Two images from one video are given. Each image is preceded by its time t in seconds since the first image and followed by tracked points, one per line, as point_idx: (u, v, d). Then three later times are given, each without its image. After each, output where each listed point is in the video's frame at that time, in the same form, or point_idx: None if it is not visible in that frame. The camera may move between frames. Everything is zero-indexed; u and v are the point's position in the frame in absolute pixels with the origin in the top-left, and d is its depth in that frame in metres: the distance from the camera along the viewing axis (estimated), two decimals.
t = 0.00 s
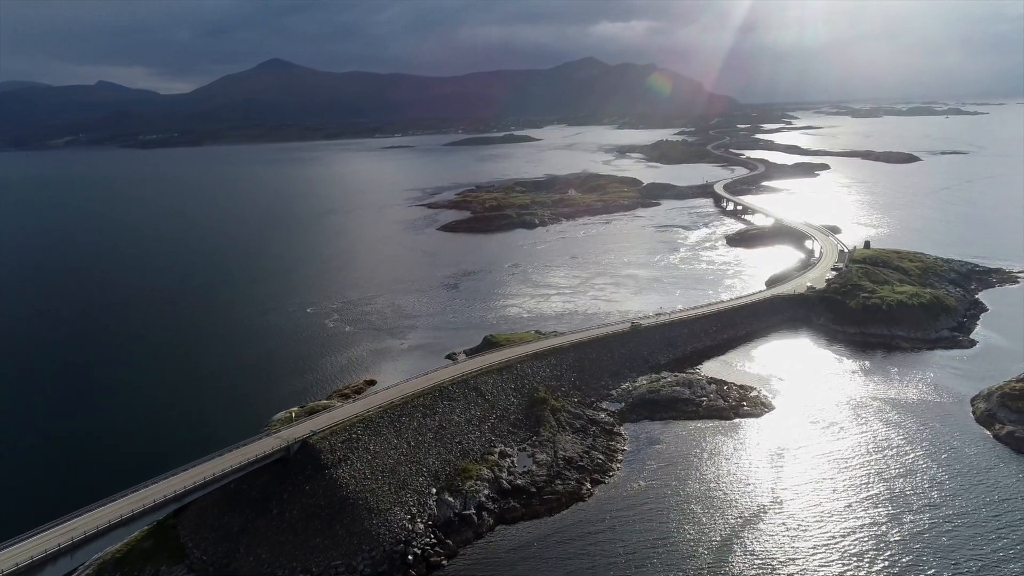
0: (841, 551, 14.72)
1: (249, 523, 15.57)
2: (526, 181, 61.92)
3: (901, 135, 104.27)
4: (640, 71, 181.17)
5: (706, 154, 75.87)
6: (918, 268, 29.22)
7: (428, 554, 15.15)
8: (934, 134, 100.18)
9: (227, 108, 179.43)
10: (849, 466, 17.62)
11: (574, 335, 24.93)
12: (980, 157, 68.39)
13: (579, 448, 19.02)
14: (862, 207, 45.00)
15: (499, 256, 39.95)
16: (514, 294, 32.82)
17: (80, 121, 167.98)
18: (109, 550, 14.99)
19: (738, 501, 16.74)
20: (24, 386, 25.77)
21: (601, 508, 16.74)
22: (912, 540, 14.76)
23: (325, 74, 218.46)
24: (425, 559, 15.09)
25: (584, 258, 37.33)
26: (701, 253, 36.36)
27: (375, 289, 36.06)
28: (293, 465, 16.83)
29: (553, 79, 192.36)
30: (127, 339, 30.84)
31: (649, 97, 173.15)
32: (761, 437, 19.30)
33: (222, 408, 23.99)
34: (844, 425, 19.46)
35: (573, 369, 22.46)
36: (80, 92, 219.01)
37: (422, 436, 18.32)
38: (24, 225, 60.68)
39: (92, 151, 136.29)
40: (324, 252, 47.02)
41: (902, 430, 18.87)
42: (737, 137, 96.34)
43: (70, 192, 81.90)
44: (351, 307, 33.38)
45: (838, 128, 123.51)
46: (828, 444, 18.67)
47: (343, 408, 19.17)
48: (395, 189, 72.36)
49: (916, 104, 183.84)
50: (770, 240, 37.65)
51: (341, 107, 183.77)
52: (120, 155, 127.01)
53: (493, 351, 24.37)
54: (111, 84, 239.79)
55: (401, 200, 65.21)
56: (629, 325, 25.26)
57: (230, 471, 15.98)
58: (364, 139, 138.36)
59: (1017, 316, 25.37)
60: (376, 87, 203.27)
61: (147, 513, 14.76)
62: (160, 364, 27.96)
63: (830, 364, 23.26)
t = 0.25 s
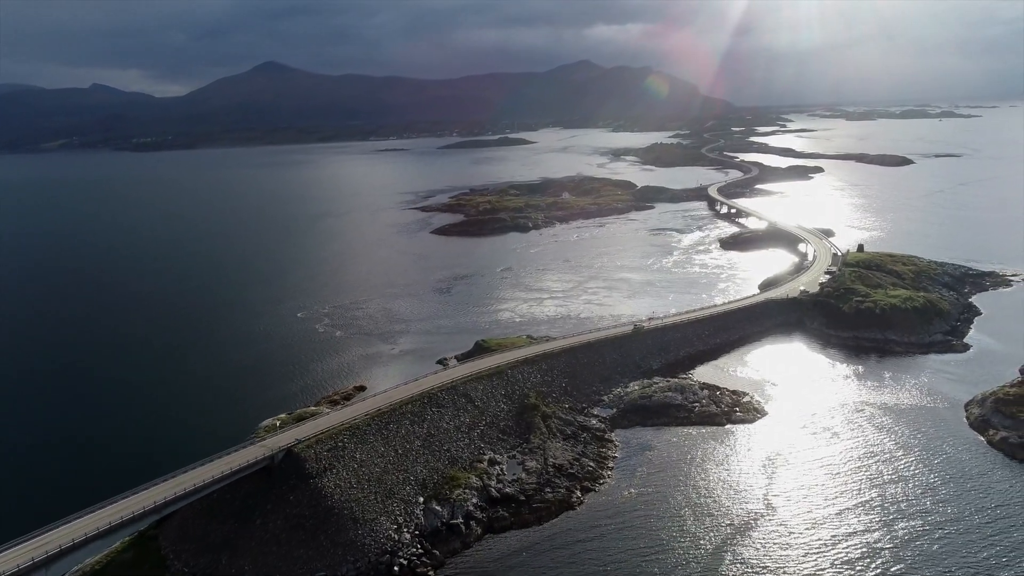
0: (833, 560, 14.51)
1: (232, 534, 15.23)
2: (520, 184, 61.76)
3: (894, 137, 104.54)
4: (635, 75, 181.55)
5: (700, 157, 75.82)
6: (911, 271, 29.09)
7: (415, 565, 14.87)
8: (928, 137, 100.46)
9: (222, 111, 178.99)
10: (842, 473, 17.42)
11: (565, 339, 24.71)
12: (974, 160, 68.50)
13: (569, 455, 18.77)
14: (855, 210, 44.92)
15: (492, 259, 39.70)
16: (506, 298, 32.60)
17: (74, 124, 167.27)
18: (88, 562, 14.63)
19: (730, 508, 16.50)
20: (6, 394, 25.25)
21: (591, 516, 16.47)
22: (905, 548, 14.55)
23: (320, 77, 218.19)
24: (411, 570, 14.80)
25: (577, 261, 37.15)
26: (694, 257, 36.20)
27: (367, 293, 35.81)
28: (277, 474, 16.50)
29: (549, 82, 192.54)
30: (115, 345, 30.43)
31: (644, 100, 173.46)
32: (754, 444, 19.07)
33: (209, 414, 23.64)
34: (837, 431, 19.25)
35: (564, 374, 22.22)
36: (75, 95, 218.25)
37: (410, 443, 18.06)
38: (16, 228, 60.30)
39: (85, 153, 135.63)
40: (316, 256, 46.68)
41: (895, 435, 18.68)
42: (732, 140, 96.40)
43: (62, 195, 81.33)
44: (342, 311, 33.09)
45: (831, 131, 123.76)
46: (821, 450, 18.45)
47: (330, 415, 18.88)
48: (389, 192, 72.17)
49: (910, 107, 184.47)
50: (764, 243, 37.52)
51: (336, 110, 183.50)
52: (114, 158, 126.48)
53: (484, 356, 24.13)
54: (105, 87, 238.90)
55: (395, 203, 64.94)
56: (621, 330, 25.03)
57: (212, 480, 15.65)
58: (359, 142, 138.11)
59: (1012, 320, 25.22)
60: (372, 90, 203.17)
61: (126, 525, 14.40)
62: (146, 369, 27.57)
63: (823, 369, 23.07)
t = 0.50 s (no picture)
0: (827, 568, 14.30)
1: (217, 543, 14.97)
2: (515, 187, 61.59)
3: (890, 140, 104.73)
4: (631, 77, 181.82)
5: (695, 160, 75.77)
6: (906, 274, 28.96)
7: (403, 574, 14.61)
8: (922, 140, 100.82)
9: (217, 114, 178.58)
10: (836, 478, 17.25)
11: (558, 343, 24.51)
12: (967, 163, 68.70)
13: (561, 461, 18.53)
14: (850, 212, 44.84)
15: (486, 262, 39.51)
16: (500, 301, 32.40)
17: (68, 126, 166.63)
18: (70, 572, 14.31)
19: (723, 515, 16.29)
20: (4, 394, 25.52)
21: (582, 523, 16.23)
22: (899, 555, 14.36)
23: (316, 79, 217.94)
24: None
25: (571, 265, 36.98)
26: (689, 260, 36.07)
27: (360, 297, 35.57)
28: (263, 482, 16.24)
29: (545, 85, 192.60)
30: (103, 350, 30.10)
31: (640, 102, 173.62)
32: (747, 449, 18.87)
33: (198, 420, 23.33)
34: (831, 436, 19.08)
35: (556, 379, 22.00)
36: (70, 97, 217.65)
37: (399, 450, 17.82)
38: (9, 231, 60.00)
39: (79, 156, 135.08)
40: (309, 259, 46.40)
41: (890, 441, 18.50)
42: (727, 142, 96.49)
43: (56, 198, 80.96)
44: (335, 315, 32.84)
45: (827, 133, 123.91)
46: (815, 455, 18.26)
47: (319, 422, 18.64)
48: (384, 194, 71.96)
49: (904, 109, 184.97)
50: (758, 246, 37.40)
51: (332, 112, 183.28)
52: (108, 160, 125.99)
53: (475, 361, 23.91)
54: (100, 89, 238.19)
55: (390, 206, 64.69)
56: (614, 333, 24.85)
57: (198, 489, 15.39)
58: (355, 144, 137.84)
59: (1006, 324, 25.12)
60: (368, 93, 203.05)
61: (108, 534, 14.12)
62: (135, 375, 27.25)
63: (817, 373, 22.90)
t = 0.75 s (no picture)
0: None
1: (199, 555, 14.66)
2: (509, 190, 61.43)
3: (884, 142, 104.93)
4: (627, 81, 182.08)
5: (690, 163, 75.71)
6: (900, 278, 28.81)
7: None
8: (916, 143, 101.16)
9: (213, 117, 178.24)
10: (829, 485, 17.01)
11: (550, 348, 24.26)
12: (961, 166, 68.82)
13: (551, 469, 18.27)
14: (845, 215, 44.74)
15: (480, 266, 39.28)
16: (492, 305, 32.15)
17: (62, 129, 166.06)
18: None
19: (715, 522, 16.03)
20: (3, 394, 25.58)
21: (572, 533, 15.94)
22: (893, 565, 14.12)
23: (312, 83, 217.76)
24: None
25: (565, 268, 36.77)
26: (683, 263, 35.89)
27: (352, 301, 35.29)
28: (246, 492, 15.94)
29: (541, 88, 192.68)
30: (91, 354, 29.72)
31: (636, 105, 173.82)
32: (739, 456, 18.63)
33: (184, 427, 23.00)
34: (824, 442, 18.85)
35: (547, 385, 21.74)
36: (64, 100, 217.06)
37: (386, 459, 17.53)
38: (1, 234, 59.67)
39: (73, 159, 134.56)
40: (302, 262, 46.10)
41: (884, 447, 18.28)
42: (722, 145, 96.53)
43: (49, 201, 80.61)
44: (326, 320, 32.55)
45: (822, 136, 124.12)
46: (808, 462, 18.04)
47: (305, 429, 18.35)
48: (379, 198, 71.74)
49: (899, 112, 185.54)
50: (752, 250, 37.25)
51: (328, 116, 183.05)
52: (102, 163, 125.55)
53: (466, 366, 23.64)
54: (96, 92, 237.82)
55: (384, 209, 64.44)
56: (606, 338, 24.61)
57: (180, 499, 15.09)
58: (350, 147, 137.57)
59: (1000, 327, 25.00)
60: (364, 96, 202.97)
61: (87, 546, 13.79)
62: (122, 381, 26.86)
63: (811, 378, 22.69)
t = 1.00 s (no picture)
0: None
1: (182, 565, 14.39)
2: (504, 192, 61.26)
3: (879, 145, 105.09)
4: (623, 84, 182.31)
5: (686, 165, 75.63)
6: (894, 281, 28.67)
7: None
8: (911, 145, 101.33)
9: (209, 120, 177.87)
10: (822, 491, 16.82)
11: (542, 353, 24.05)
12: (956, 168, 68.90)
13: (542, 476, 18.02)
14: (839, 218, 44.65)
15: (473, 270, 39.08)
16: (485, 309, 31.92)
17: (57, 132, 165.48)
18: None
19: (709, 529, 15.79)
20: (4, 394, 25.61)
21: (563, 541, 15.68)
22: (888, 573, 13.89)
23: (308, 85, 217.53)
24: None
25: (559, 272, 36.56)
26: (677, 266, 35.72)
27: (345, 305, 35.05)
28: (231, 501, 15.68)
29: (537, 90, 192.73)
30: (79, 359, 29.37)
31: (631, 108, 173.98)
32: (733, 462, 18.40)
33: (171, 433, 22.67)
34: (818, 448, 18.66)
35: (539, 390, 21.51)
36: (60, 103, 216.63)
37: (375, 466, 17.28)
38: None
39: (67, 162, 134.00)
40: (296, 266, 45.79)
41: (878, 453, 18.08)
42: (717, 148, 96.58)
43: (43, 204, 80.24)
44: (318, 324, 32.29)
45: (817, 139, 124.35)
46: (802, 468, 17.83)
47: (293, 436, 18.11)
48: (373, 200, 71.54)
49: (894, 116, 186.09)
50: (747, 253, 37.11)
51: (324, 118, 182.82)
52: (96, 166, 125.07)
53: (458, 371, 23.41)
54: (91, 95, 237.26)
55: (379, 212, 64.20)
56: (599, 342, 24.40)
57: (164, 507, 14.83)
58: (346, 150, 137.34)
59: (994, 331, 24.89)
60: (360, 99, 202.84)
61: (68, 557, 13.48)
62: (109, 385, 26.48)
63: (806, 382, 22.49)
